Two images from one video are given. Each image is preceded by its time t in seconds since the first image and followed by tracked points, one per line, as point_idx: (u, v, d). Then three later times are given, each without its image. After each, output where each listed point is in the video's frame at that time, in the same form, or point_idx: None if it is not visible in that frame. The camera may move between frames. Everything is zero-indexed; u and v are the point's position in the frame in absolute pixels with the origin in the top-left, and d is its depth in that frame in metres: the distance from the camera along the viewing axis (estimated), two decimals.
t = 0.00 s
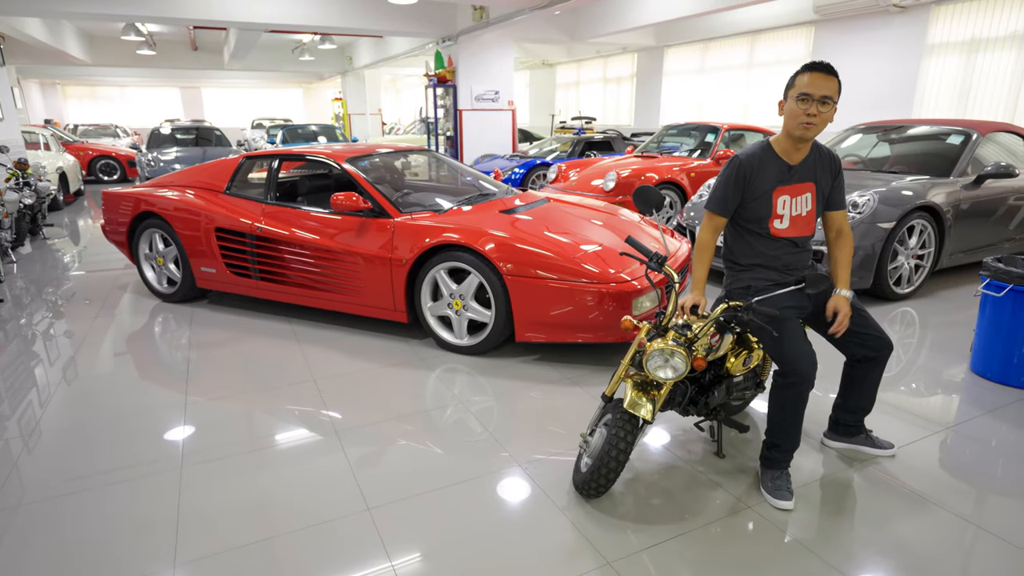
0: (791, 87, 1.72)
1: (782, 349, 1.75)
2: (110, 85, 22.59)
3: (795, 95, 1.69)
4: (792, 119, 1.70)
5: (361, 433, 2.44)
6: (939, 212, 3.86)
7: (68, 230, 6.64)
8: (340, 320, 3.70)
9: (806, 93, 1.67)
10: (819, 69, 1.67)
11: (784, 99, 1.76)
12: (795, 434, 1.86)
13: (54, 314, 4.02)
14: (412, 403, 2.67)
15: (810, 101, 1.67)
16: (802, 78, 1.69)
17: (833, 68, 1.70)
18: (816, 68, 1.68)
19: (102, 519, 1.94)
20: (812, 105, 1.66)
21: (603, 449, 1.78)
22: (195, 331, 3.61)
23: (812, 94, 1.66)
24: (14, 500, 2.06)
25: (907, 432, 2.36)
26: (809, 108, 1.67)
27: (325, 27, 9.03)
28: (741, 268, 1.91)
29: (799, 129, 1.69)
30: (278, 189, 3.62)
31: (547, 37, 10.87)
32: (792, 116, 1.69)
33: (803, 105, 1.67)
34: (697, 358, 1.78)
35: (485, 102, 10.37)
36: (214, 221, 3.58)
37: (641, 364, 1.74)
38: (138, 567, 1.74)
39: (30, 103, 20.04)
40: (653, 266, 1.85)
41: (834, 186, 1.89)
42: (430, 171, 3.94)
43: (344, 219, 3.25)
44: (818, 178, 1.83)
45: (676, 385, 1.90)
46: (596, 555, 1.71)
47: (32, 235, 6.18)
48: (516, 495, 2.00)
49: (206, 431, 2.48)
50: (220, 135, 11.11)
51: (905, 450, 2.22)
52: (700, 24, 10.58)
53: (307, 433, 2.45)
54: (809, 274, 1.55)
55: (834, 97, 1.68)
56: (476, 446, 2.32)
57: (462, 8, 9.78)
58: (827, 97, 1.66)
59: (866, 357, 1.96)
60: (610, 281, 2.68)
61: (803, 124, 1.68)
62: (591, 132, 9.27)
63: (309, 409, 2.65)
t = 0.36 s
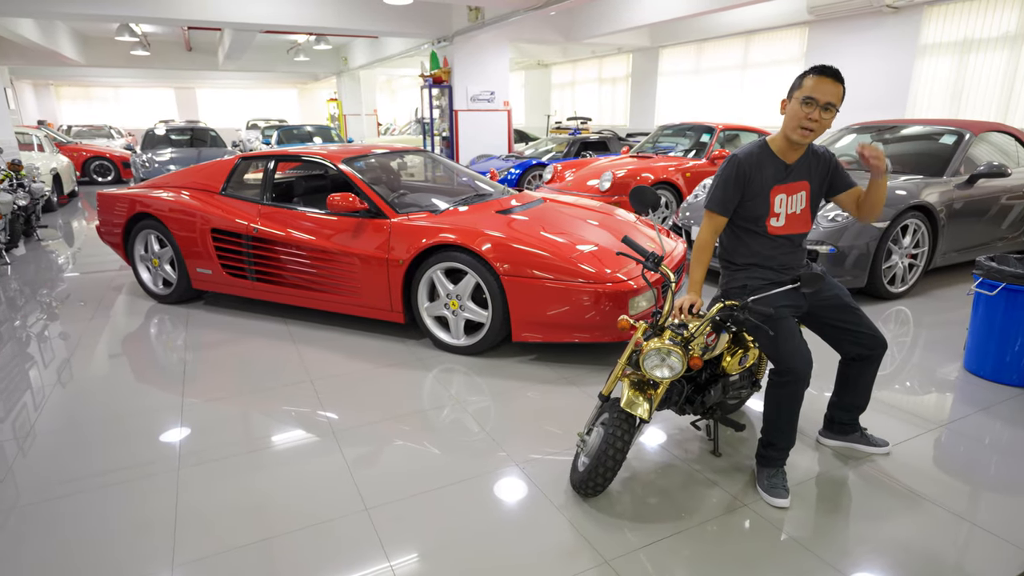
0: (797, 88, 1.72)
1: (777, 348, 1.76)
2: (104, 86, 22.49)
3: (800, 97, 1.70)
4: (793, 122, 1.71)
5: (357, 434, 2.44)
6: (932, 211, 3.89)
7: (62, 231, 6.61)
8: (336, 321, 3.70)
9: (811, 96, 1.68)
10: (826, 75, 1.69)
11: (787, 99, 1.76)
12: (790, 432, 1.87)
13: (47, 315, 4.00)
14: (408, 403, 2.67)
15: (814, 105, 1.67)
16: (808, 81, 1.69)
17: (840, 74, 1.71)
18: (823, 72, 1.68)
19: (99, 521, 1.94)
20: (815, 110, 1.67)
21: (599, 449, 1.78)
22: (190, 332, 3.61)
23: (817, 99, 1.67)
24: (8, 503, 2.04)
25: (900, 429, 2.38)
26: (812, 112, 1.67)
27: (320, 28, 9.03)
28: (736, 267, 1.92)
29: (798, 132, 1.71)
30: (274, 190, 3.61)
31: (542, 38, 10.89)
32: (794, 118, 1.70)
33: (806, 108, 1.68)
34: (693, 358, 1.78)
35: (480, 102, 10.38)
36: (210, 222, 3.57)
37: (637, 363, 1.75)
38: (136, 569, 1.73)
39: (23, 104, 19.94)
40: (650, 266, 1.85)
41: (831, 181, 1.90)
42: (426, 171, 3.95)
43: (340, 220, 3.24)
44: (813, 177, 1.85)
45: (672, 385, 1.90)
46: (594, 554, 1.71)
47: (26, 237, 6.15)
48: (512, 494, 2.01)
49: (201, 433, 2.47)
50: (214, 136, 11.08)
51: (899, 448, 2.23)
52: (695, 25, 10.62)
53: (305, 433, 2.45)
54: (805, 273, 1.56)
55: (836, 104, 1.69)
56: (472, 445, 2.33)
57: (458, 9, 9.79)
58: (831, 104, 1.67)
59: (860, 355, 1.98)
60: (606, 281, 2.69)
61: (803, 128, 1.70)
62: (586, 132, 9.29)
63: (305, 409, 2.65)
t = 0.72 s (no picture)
0: (782, 93, 1.72)
1: (772, 347, 1.77)
2: (99, 86, 22.41)
3: (787, 103, 1.70)
4: (784, 128, 1.72)
5: (354, 434, 2.44)
6: (927, 211, 3.90)
7: (57, 232, 6.59)
8: (332, 321, 3.70)
9: (797, 102, 1.68)
10: (809, 76, 1.68)
11: (774, 103, 1.76)
12: (785, 431, 1.87)
13: (42, 317, 3.99)
14: (405, 403, 2.67)
15: (802, 111, 1.68)
16: (792, 86, 1.69)
17: (823, 73, 1.69)
18: (806, 74, 1.67)
19: (97, 522, 1.94)
20: (803, 115, 1.68)
21: (595, 449, 1.79)
22: (186, 333, 3.60)
23: (804, 103, 1.67)
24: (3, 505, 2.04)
25: (895, 428, 2.39)
26: (801, 119, 1.68)
27: (317, 28, 9.02)
28: (732, 266, 1.93)
29: (791, 138, 1.72)
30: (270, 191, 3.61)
31: (538, 38, 10.89)
32: (784, 125, 1.71)
33: (795, 115, 1.68)
34: (689, 357, 1.79)
35: (477, 103, 10.38)
36: (205, 222, 3.56)
37: (633, 363, 1.76)
38: (133, 570, 1.73)
39: (18, 104, 19.86)
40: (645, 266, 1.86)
41: (826, 178, 1.90)
42: (423, 172, 3.95)
43: (337, 220, 3.24)
44: (808, 175, 1.85)
45: (668, 384, 1.91)
46: (590, 553, 1.72)
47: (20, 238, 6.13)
48: (508, 494, 2.01)
49: (197, 433, 2.47)
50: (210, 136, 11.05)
51: (894, 447, 2.24)
52: (691, 25, 10.64)
53: (301, 434, 2.45)
54: (799, 273, 1.56)
55: (824, 104, 1.69)
56: (469, 446, 2.33)
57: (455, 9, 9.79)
58: (818, 106, 1.67)
59: (855, 354, 1.99)
60: (602, 281, 2.69)
61: (794, 133, 1.71)
62: (582, 132, 9.30)
63: (302, 410, 2.64)
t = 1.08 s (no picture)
0: (762, 90, 1.75)
1: (768, 345, 1.77)
2: (96, 86, 22.36)
3: (767, 98, 1.72)
4: (768, 122, 1.73)
5: (351, 434, 2.44)
6: (924, 210, 3.91)
7: (53, 232, 6.56)
8: (329, 321, 3.69)
9: (776, 94, 1.70)
10: (786, 69, 1.71)
11: (756, 102, 1.79)
12: (782, 430, 1.88)
13: (38, 317, 3.98)
14: (402, 403, 2.67)
15: (781, 102, 1.70)
16: (769, 82, 1.73)
17: (799, 66, 1.73)
18: (781, 68, 1.71)
19: (95, 522, 1.94)
20: (784, 105, 1.69)
21: (592, 449, 1.79)
22: (183, 333, 3.59)
23: (783, 95, 1.70)
24: None
25: (892, 427, 2.39)
26: (782, 109, 1.70)
27: (314, 28, 9.02)
28: (728, 266, 1.93)
29: (778, 131, 1.72)
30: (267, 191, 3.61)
31: (536, 38, 10.90)
32: (768, 119, 1.72)
33: (775, 107, 1.70)
34: (685, 357, 1.80)
35: (475, 102, 10.38)
36: (202, 223, 3.56)
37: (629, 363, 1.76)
38: (130, 570, 1.73)
39: (15, 104, 19.79)
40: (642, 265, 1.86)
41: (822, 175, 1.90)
42: (421, 172, 3.95)
43: (334, 220, 3.24)
44: (802, 173, 1.85)
45: (664, 384, 1.91)
46: (587, 552, 1.72)
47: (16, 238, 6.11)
48: (505, 494, 2.01)
49: (195, 434, 2.47)
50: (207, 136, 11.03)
51: (891, 446, 2.25)
52: (688, 25, 10.66)
53: (298, 434, 2.45)
54: (795, 272, 1.56)
55: (804, 94, 1.70)
56: (466, 445, 2.33)
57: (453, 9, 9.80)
58: (798, 95, 1.69)
59: (852, 353, 1.99)
60: (599, 281, 2.69)
61: (780, 125, 1.72)
62: (580, 132, 9.30)
63: (299, 410, 2.64)
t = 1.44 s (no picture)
0: (747, 95, 1.77)
1: (766, 345, 1.77)
2: (94, 86, 22.31)
3: (752, 103, 1.75)
4: (758, 124, 1.74)
5: (349, 434, 2.43)
6: (921, 210, 3.92)
7: (51, 232, 6.54)
8: (327, 321, 3.69)
9: (761, 96, 1.72)
10: (766, 71, 1.73)
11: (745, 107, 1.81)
12: (781, 430, 1.88)
13: (36, 317, 3.97)
14: (401, 403, 2.67)
15: (766, 103, 1.71)
16: (752, 86, 1.75)
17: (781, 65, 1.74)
18: (763, 71, 1.73)
19: (93, 522, 1.93)
20: (770, 106, 1.71)
21: (590, 449, 1.79)
22: (181, 334, 3.59)
23: (767, 96, 1.71)
24: None
25: (890, 426, 2.39)
26: (769, 110, 1.71)
27: (312, 28, 9.01)
28: (725, 267, 1.93)
29: (769, 131, 1.73)
30: (265, 191, 3.60)
31: (534, 38, 10.90)
32: (756, 122, 1.74)
33: (761, 109, 1.72)
34: (683, 356, 1.79)
35: (473, 102, 10.37)
36: (200, 222, 3.55)
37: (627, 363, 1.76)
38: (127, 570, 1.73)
39: (12, 104, 19.75)
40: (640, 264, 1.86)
41: (818, 177, 1.89)
42: (419, 172, 3.95)
43: (332, 220, 3.24)
44: (800, 175, 1.85)
45: (663, 385, 1.91)
46: (585, 553, 1.72)
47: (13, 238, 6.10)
48: (503, 494, 2.01)
49: (193, 434, 2.47)
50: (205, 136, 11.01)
51: (889, 446, 2.25)
52: (687, 25, 10.66)
53: (296, 434, 2.44)
54: (792, 273, 1.56)
55: (790, 90, 1.71)
56: (464, 445, 2.33)
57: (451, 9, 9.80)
58: (782, 92, 1.70)
59: (849, 353, 2.00)
60: (597, 281, 2.69)
61: (771, 125, 1.72)
62: (578, 132, 9.31)
63: (297, 410, 2.64)
